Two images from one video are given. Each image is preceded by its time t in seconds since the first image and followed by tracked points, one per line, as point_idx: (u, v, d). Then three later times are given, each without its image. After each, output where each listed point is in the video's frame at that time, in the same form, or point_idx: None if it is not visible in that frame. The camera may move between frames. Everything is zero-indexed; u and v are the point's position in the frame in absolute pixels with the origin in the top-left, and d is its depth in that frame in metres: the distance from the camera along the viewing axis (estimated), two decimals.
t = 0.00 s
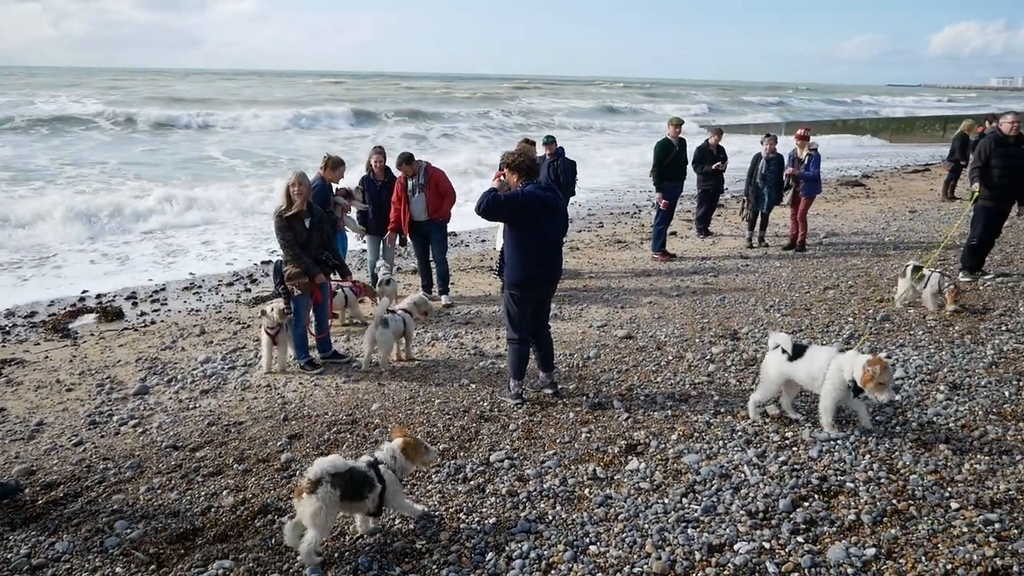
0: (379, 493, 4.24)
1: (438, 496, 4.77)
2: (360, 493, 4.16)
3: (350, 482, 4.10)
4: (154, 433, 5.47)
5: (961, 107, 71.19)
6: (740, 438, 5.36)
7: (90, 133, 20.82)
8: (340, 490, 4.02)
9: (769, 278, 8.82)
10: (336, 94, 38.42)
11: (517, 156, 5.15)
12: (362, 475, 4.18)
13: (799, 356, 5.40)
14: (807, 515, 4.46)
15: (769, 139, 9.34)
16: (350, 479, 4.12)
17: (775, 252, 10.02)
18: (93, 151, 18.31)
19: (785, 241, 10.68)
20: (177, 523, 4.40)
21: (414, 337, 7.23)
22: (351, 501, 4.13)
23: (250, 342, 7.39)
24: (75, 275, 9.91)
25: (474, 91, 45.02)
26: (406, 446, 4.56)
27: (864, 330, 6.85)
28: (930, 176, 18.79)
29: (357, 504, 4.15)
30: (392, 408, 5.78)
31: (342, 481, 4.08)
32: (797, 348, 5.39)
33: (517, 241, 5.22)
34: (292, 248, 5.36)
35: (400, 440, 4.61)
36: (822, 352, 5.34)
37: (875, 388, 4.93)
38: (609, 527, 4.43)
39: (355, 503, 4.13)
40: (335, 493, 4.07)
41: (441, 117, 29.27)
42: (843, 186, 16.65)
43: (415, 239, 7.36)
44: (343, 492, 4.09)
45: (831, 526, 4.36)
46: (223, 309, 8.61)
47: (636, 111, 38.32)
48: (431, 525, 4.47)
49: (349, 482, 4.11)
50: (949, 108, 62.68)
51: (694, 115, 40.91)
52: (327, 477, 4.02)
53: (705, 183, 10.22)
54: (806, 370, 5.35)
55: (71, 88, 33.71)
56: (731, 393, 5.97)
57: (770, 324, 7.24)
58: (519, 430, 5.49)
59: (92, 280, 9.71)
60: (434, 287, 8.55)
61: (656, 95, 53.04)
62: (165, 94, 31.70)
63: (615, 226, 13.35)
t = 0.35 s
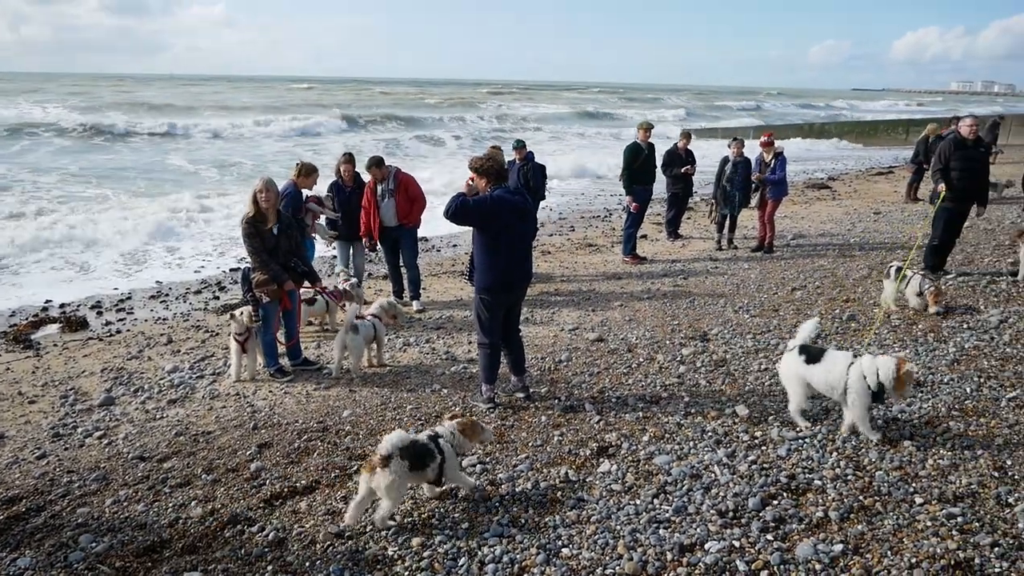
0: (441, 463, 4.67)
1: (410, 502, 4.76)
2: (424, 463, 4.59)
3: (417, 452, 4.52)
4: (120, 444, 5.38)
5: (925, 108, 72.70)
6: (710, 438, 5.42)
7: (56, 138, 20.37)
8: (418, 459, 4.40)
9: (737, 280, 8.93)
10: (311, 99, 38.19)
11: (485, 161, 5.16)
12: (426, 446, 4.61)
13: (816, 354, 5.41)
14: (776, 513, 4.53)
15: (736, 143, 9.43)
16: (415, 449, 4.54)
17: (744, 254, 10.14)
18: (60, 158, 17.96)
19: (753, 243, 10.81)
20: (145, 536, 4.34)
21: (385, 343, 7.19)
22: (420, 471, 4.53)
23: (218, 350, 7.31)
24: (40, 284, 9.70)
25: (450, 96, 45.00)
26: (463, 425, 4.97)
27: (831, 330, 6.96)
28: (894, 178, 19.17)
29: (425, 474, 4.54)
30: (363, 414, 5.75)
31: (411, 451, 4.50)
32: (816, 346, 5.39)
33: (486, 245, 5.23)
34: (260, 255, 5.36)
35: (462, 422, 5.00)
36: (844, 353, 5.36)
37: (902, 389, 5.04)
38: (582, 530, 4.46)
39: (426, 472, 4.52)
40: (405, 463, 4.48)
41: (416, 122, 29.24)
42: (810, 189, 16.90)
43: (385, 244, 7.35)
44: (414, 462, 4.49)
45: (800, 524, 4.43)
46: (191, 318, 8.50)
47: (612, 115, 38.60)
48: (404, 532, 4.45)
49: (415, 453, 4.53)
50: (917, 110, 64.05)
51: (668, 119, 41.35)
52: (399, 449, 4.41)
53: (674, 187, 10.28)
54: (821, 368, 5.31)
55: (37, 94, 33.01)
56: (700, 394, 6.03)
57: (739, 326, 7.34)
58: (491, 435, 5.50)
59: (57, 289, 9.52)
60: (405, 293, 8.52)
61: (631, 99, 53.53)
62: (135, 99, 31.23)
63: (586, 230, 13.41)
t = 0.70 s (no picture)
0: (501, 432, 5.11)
1: (381, 510, 4.74)
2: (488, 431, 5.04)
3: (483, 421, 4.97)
4: (83, 458, 5.29)
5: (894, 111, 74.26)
6: (681, 441, 5.47)
7: (21, 145, 19.91)
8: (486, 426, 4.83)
9: (706, 284, 9.03)
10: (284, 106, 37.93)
11: (454, 167, 5.17)
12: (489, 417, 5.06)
13: (807, 348, 5.49)
14: (745, 514, 4.59)
15: (703, 148, 9.55)
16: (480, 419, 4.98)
17: (713, 257, 10.26)
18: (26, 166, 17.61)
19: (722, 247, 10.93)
20: (110, 551, 4.27)
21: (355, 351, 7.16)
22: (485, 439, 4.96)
23: (186, 360, 7.21)
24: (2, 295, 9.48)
25: (426, 102, 44.99)
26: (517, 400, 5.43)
27: (798, 332, 7.06)
28: (859, 182, 19.54)
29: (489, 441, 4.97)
30: (333, 424, 5.72)
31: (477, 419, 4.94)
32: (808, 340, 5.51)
33: (456, 251, 5.23)
34: (227, 263, 5.34)
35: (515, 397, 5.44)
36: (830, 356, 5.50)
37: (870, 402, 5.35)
38: (554, 535, 4.48)
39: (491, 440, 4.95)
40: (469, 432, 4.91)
41: (392, 129, 29.19)
42: (777, 193, 17.13)
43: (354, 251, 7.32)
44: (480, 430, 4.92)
45: (769, 524, 4.49)
46: (158, 328, 8.38)
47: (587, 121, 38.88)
48: (375, 540, 4.43)
49: (479, 422, 4.98)
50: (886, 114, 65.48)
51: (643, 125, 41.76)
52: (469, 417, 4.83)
53: (643, 192, 10.37)
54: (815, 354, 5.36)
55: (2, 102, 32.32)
56: (669, 398, 6.09)
57: (709, 329, 7.42)
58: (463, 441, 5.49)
59: (21, 299, 9.32)
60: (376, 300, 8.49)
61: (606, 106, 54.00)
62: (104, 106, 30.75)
63: (557, 235, 13.46)
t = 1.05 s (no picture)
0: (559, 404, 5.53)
1: (355, 517, 4.71)
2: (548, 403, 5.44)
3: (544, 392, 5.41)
4: (50, 469, 5.20)
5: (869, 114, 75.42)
6: (655, 443, 5.52)
7: None
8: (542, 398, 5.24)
9: (680, 287, 9.11)
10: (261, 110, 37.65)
11: (427, 173, 5.18)
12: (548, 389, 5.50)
13: (780, 350, 5.52)
14: (719, 514, 4.64)
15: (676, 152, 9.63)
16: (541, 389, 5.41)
17: (686, 261, 10.35)
18: None
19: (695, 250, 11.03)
20: (78, 563, 4.20)
21: (329, 357, 7.12)
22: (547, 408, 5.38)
23: (156, 368, 7.13)
24: None
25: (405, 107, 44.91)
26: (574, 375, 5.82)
27: (769, 334, 7.15)
28: (829, 186, 19.85)
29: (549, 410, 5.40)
30: (306, 431, 5.68)
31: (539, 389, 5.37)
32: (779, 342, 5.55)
33: (430, 257, 5.22)
34: (197, 270, 5.31)
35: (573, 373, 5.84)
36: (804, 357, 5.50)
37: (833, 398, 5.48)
38: (528, 539, 4.49)
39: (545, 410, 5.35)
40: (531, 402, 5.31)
41: (370, 134, 29.10)
42: (748, 197, 17.33)
43: (325, 257, 7.27)
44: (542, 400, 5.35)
45: (741, 524, 4.54)
46: (128, 336, 8.26)
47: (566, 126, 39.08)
48: (349, 548, 4.40)
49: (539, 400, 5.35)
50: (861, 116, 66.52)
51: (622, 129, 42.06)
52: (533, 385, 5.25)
53: (617, 196, 10.43)
54: (792, 355, 5.39)
55: None
56: (641, 401, 6.14)
57: (682, 332, 7.49)
58: (438, 447, 5.48)
59: None
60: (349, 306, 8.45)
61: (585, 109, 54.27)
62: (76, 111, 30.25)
63: (532, 240, 13.50)
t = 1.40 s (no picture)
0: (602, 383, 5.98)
1: (323, 524, 4.66)
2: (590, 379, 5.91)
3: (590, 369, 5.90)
4: (7, 482, 5.07)
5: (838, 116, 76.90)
6: (624, 445, 5.56)
7: None
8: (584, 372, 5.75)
9: (648, 288, 9.20)
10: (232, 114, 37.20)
11: (394, 176, 5.16)
12: (592, 367, 6.00)
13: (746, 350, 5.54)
14: (687, 514, 4.69)
15: (644, 155, 9.71)
16: (585, 364, 5.90)
17: (654, 263, 10.45)
18: None
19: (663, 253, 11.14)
20: None
21: (296, 363, 7.06)
22: (591, 384, 5.85)
23: (118, 376, 6.99)
24: None
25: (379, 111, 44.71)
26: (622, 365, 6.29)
27: (736, 334, 7.25)
28: (793, 188, 20.19)
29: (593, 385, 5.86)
30: (273, 438, 5.62)
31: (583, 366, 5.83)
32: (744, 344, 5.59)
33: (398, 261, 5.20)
34: (160, 275, 5.26)
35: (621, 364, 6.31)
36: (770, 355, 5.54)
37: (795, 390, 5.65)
38: (498, 543, 4.49)
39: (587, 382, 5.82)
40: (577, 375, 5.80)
41: (343, 136, 28.90)
42: (715, 199, 17.56)
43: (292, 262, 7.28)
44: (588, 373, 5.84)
45: (710, 523, 4.60)
46: (89, 344, 8.10)
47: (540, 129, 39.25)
48: (318, 555, 4.36)
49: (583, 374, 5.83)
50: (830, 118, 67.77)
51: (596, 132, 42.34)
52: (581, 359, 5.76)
53: (585, 199, 10.49)
54: (760, 355, 5.44)
55: None
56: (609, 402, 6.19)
57: (650, 333, 7.56)
58: (407, 451, 5.46)
59: None
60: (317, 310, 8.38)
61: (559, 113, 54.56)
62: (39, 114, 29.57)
63: (501, 243, 13.53)
